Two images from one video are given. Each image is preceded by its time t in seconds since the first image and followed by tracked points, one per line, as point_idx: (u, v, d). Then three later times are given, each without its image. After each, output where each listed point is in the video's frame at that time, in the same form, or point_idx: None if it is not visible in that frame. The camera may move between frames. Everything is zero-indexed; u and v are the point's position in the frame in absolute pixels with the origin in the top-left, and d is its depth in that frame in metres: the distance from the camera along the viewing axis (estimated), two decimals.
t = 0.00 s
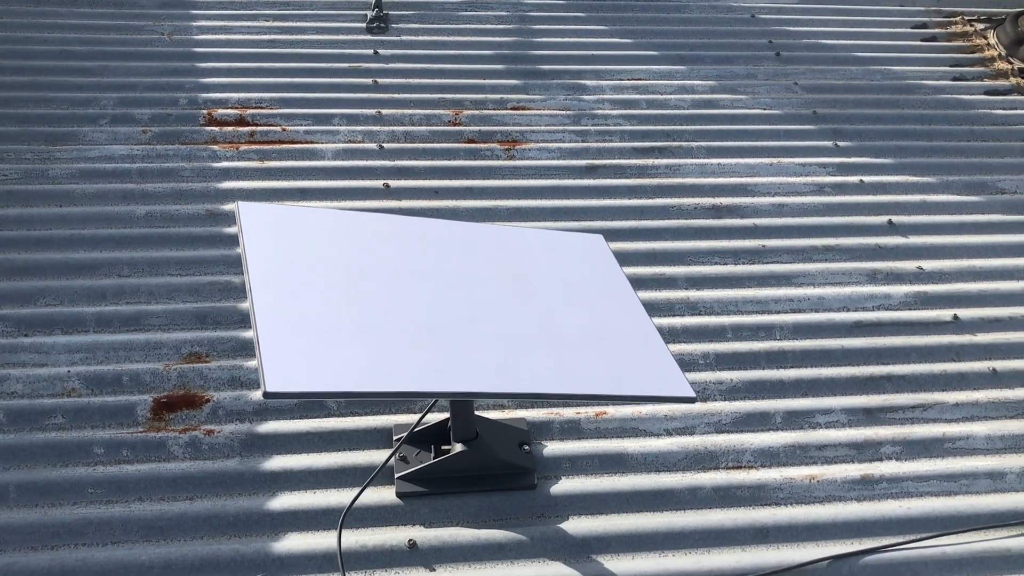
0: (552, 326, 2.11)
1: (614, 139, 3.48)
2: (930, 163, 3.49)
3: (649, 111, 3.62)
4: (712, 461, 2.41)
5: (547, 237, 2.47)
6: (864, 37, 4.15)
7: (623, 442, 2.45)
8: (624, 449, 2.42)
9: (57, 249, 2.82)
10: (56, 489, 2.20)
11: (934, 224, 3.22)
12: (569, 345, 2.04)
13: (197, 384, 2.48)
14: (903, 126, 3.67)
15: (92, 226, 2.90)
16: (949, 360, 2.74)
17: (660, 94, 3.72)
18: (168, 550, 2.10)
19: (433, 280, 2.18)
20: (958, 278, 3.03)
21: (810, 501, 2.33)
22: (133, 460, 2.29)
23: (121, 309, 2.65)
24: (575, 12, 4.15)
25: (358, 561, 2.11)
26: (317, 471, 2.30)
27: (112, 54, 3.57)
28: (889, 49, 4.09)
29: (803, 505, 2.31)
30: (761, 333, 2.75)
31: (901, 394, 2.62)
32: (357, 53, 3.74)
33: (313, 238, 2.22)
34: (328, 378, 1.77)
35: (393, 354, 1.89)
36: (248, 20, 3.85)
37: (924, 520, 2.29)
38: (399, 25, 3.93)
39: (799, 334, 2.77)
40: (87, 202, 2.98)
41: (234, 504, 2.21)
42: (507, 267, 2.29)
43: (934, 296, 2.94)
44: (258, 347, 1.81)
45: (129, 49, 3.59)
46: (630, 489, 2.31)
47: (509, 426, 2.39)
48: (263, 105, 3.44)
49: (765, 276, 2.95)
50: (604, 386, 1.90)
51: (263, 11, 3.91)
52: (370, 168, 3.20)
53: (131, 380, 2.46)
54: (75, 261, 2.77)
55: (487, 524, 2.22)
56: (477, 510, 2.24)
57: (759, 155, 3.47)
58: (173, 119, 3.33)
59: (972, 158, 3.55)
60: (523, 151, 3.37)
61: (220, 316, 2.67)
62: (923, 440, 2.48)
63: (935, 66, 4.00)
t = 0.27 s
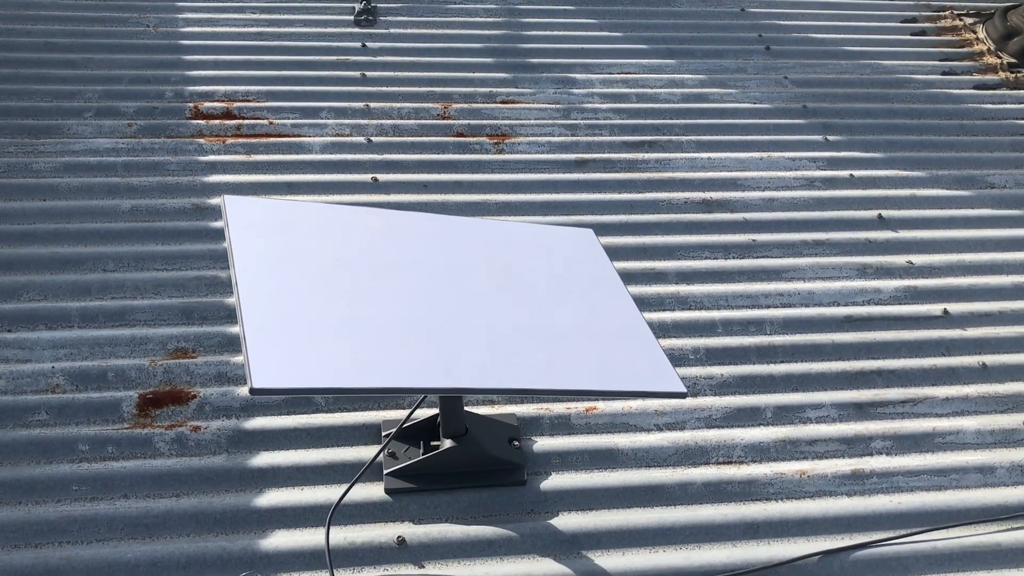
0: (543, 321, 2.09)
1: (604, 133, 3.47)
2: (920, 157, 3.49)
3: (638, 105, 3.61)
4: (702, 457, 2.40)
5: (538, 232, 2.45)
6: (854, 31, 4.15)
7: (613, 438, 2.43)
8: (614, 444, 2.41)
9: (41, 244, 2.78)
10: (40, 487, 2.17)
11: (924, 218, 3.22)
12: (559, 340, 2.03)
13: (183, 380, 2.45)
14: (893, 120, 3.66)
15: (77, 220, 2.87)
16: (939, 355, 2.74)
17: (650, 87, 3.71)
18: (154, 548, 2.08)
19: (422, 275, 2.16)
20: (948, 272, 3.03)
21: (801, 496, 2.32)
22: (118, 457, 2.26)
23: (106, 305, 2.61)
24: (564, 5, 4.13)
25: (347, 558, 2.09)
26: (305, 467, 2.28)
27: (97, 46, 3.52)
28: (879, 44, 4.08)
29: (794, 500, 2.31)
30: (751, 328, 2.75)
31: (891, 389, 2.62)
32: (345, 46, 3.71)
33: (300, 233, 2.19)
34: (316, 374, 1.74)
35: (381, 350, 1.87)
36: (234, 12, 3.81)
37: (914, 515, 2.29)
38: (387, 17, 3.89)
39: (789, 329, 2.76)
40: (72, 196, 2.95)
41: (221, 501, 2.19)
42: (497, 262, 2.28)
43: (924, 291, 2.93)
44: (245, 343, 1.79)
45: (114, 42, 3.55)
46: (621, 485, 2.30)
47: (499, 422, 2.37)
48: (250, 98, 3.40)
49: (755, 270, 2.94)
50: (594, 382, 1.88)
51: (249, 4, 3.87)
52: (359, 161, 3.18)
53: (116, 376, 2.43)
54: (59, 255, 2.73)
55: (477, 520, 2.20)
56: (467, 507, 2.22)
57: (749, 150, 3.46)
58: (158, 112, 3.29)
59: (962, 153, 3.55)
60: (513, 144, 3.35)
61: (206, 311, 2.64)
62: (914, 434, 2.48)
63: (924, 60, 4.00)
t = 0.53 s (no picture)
0: (540, 318, 2.09)
1: (601, 130, 3.47)
2: (915, 156, 3.50)
3: (635, 102, 3.61)
4: (698, 454, 2.41)
5: (535, 229, 2.45)
6: (850, 30, 4.16)
7: (610, 435, 2.44)
8: (610, 441, 2.41)
9: (37, 239, 2.77)
10: (36, 482, 2.17)
11: (919, 217, 3.23)
12: (557, 337, 2.03)
13: (180, 376, 2.45)
14: (888, 119, 3.68)
15: (73, 216, 2.86)
16: (934, 353, 2.75)
17: (647, 85, 3.71)
18: (151, 543, 2.08)
19: (420, 271, 2.16)
20: (943, 271, 3.04)
21: (796, 493, 2.33)
22: (115, 453, 2.26)
23: (102, 300, 2.61)
24: (561, 3, 4.13)
25: (344, 554, 2.09)
26: (302, 463, 2.28)
27: (93, 42, 3.52)
28: (875, 42, 4.09)
29: (789, 497, 2.32)
30: (747, 326, 2.76)
31: (886, 387, 2.63)
32: (342, 42, 3.71)
33: (298, 229, 2.19)
34: (314, 370, 1.74)
35: (379, 346, 1.87)
36: (231, 8, 3.80)
37: (909, 512, 2.30)
38: (384, 14, 3.89)
39: (785, 327, 2.77)
40: (68, 191, 2.94)
41: (218, 497, 2.19)
42: (495, 259, 2.28)
43: (919, 290, 2.95)
44: (243, 340, 1.79)
45: (110, 37, 3.54)
46: (617, 482, 2.31)
47: (496, 418, 2.38)
48: (246, 94, 3.40)
49: (751, 268, 2.95)
50: (591, 379, 1.89)
51: None
52: (355, 158, 3.17)
53: (112, 372, 2.43)
54: (55, 251, 2.73)
55: (473, 516, 2.20)
56: (463, 503, 2.22)
57: (746, 148, 3.47)
58: (155, 108, 3.29)
59: (957, 152, 3.57)
60: (510, 141, 3.35)
61: (203, 307, 2.64)
62: (908, 432, 2.49)
63: (920, 59, 4.01)
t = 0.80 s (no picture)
0: (543, 316, 2.10)
1: (603, 129, 3.47)
2: (918, 156, 3.50)
3: (638, 101, 3.61)
4: (700, 453, 2.41)
5: (538, 228, 2.45)
6: (853, 30, 4.16)
7: (612, 433, 2.44)
8: (612, 440, 2.41)
9: (40, 235, 2.78)
10: (39, 478, 2.17)
11: (921, 218, 3.24)
12: (559, 335, 2.03)
13: (182, 372, 2.45)
14: (891, 119, 3.68)
15: (75, 211, 2.86)
16: (936, 354, 2.75)
17: (650, 84, 3.71)
18: (153, 539, 2.08)
19: (423, 269, 2.16)
20: (945, 272, 3.04)
21: (798, 493, 2.33)
22: (117, 449, 2.26)
23: (105, 296, 2.61)
24: (565, 2, 4.13)
25: (345, 551, 2.09)
26: (304, 460, 2.28)
27: (97, 38, 3.52)
28: (878, 43, 4.09)
29: (791, 497, 2.32)
30: (749, 325, 2.76)
31: (888, 387, 2.63)
32: (345, 39, 3.70)
33: (301, 226, 2.19)
34: (318, 367, 1.75)
35: (382, 343, 1.87)
36: (234, 5, 3.80)
37: (910, 512, 2.30)
38: (387, 11, 3.89)
39: (787, 327, 2.77)
40: (70, 187, 2.94)
41: (220, 493, 2.19)
42: (497, 257, 2.28)
43: (921, 290, 2.95)
44: (247, 336, 1.79)
45: (114, 33, 3.54)
46: (619, 480, 2.31)
47: (497, 417, 2.38)
48: (249, 91, 3.40)
49: (753, 268, 2.95)
50: (594, 377, 1.89)
51: None
52: (358, 156, 3.17)
53: (115, 368, 2.43)
54: (57, 247, 2.73)
55: (475, 514, 2.21)
56: (465, 501, 2.23)
57: (748, 147, 3.47)
58: (158, 104, 3.29)
59: (960, 152, 3.57)
60: (512, 140, 3.35)
61: (205, 304, 2.64)
62: (910, 433, 2.50)
63: (923, 60, 4.01)
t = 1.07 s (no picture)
0: (546, 315, 2.10)
1: (608, 129, 3.47)
2: (922, 158, 3.50)
3: (642, 101, 3.62)
4: (703, 453, 2.41)
5: (542, 227, 2.46)
6: (857, 31, 4.16)
7: (615, 433, 2.45)
8: (615, 439, 2.42)
9: (46, 232, 2.78)
10: (44, 474, 2.18)
11: (925, 219, 3.24)
12: (563, 334, 2.04)
13: (187, 369, 2.46)
14: (895, 120, 3.68)
15: (81, 209, 2.87)
16: (939, 355, 2.75)
17: (654, 84, 3.71)
18: (157, 535, 2.08)
19: (427, 268, 2.16)
20: (948, 273, 3.04)
21: (800, 493, 2.34)
22: (122, 445, 2.27)
23: (110, 293, 2.62)
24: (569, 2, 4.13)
25: (349, 548, 2.10)
26: (308, 457, 2.29)
27: (102, 35, 3.53)
28: (882, 44, 4.09)
29: (793, 497, 2.32)
30: (752, 325, 2.76)
31: (891, 388, 2.63)
32: (350, 38, 3.71)
33: (306, 224, 2.20)
34: (322, 365, 1.75)
35: (387, 342, 1.88)
36: (240, 3, 3.81)
37: (912, 513, 2.30)
38: (392, 10, 3.89)
39: (790, 327, 2.77)
40: (76, 184, 2.95)
41: (224, 490, 2.19)
42: (501, 256, 2.28)
43: (924, 291, 2.95)
44: (252, 334, 1.79)
45: (119, 31, 3.55)
46: (622, 479, 2.32)
47: (501, 415, 2.39)
48: (254, 89, 3.41)
49: (757, 268, 2.95)
50: (598, 376, 1.90)
51: None
52: (363, 154, 3.18)
53: (120, 364, 2.44)
54: (63, 244, 2.74)
55: (478, 513, 2.21)
56: (468, 499, 2.23)
57: (752, 147, 3.47)
58: (163, 102, 3.30)
59: (963, 154, 3.57)
60: (517, 139, 3.36)
61: (210, 301, 2.64)
62: (913, 434, 2.50)
63: (927, 61, 4.01)
